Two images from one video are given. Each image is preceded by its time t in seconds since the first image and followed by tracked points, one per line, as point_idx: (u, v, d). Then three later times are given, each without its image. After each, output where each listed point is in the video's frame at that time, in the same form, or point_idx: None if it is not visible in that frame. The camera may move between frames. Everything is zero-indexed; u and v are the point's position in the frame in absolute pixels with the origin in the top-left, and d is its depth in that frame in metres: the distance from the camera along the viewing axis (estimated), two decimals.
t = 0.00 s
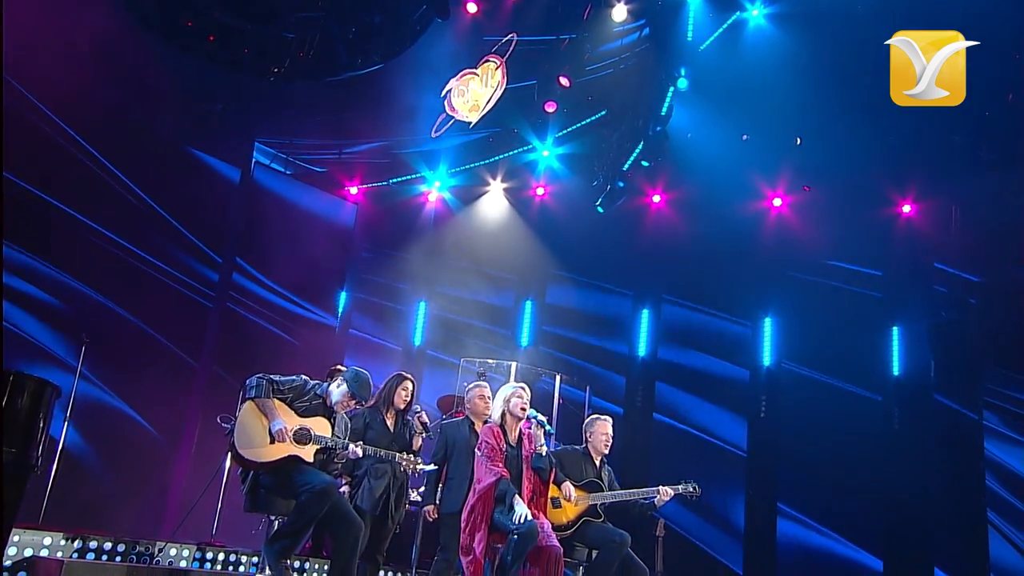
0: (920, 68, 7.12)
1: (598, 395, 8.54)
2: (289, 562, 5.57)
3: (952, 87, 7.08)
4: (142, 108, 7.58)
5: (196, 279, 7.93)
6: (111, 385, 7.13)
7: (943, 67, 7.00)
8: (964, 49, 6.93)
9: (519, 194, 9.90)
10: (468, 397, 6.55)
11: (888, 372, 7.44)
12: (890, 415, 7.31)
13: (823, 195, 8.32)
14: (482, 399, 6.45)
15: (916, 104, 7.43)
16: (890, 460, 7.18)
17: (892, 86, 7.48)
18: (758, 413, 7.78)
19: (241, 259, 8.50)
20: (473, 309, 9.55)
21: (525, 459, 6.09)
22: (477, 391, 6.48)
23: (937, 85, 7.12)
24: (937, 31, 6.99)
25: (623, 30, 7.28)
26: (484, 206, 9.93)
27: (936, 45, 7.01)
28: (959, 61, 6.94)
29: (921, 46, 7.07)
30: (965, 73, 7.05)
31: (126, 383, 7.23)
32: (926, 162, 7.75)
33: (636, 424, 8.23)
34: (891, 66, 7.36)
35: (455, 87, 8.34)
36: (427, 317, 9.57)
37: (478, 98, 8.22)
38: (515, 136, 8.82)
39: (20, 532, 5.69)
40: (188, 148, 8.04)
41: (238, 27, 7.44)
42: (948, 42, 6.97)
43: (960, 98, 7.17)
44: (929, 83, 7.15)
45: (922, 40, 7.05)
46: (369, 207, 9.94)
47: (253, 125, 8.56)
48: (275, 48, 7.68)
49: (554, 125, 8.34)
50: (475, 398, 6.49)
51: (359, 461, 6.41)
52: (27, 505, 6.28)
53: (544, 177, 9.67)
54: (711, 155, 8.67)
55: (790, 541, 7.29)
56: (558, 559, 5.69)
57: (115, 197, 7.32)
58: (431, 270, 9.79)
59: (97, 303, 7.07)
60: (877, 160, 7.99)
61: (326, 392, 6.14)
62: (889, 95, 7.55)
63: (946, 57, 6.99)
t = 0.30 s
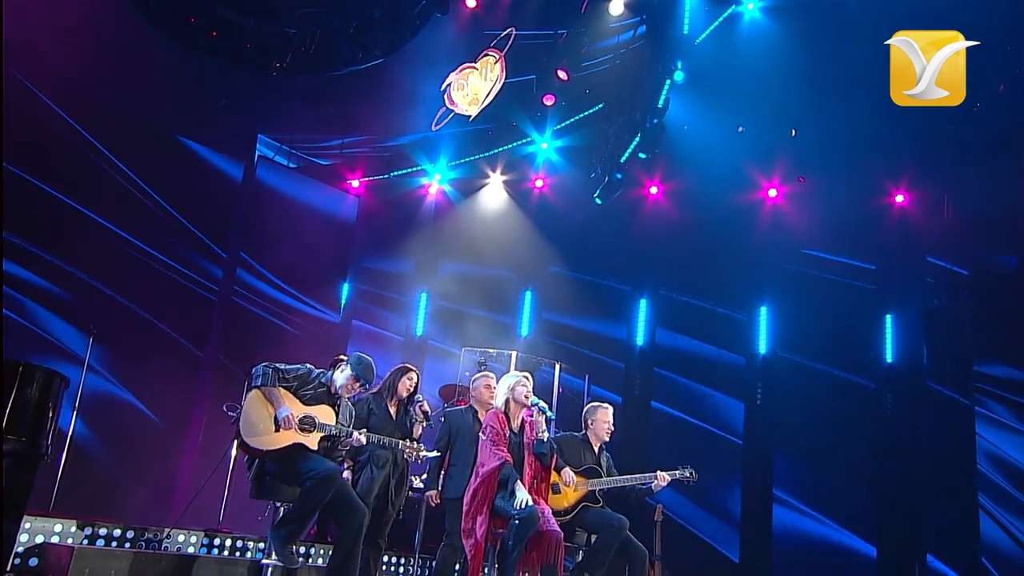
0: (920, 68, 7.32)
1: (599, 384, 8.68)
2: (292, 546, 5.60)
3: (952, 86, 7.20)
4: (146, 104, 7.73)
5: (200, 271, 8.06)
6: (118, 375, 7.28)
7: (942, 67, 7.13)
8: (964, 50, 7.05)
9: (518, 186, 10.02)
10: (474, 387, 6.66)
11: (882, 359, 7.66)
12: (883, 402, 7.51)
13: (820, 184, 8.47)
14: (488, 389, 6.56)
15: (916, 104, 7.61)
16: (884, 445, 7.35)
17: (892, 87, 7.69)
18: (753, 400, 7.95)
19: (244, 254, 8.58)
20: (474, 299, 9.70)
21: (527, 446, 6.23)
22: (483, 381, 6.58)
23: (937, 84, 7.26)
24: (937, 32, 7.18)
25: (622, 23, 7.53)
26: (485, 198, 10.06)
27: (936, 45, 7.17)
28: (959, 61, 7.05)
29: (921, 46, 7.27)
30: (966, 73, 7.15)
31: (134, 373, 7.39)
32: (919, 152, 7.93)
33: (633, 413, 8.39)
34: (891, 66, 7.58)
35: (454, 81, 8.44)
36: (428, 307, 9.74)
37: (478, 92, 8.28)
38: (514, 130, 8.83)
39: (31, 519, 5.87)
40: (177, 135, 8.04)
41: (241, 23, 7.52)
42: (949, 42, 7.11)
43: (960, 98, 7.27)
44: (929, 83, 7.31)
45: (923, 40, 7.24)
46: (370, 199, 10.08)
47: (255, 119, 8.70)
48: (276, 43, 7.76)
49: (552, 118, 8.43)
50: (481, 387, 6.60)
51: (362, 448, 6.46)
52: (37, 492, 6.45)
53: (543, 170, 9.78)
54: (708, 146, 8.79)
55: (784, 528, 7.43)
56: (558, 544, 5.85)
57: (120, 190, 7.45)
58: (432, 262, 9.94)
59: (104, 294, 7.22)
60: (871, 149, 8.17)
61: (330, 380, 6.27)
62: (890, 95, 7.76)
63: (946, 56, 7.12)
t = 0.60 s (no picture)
0: (919, 68, 7.47)
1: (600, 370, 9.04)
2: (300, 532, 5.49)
3: (952, 87, 7.34)
4: (153, 98, 7.84)
5: (207, 264, 8.19)
6: (128, 365, 7.43)
7: (943, 67, 7.24)
8: (964, 49, 7.15)
9: (519, 176, 10.19)
10: (478, 371, 6.61)
11: (877, 345, 8.05)
12: (880, 387, 7.90)
13: (817, 173, 8.71)
14: (492, 375, 6.51)
15: (916, 104, 7.78)
16: (880, 428, 7.75)
17: (892, 86, 7.86)
18: (752, 385, 8.32)
19: (251, 246, 8.73)
20: (477, 287, 9.91)
21: (531, 432, 6.29)
22: (487, 367, 6.51)
23: (937, 85, 7.41)
24: (937, 32, 7.27)
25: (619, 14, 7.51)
26: (487, 187, 10.22)
27: (936, 45, 7.27)
28: (959, 61, 7.16)
29: (921, 46, 7.38)
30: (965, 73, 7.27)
31: (143, 360, 7.55)
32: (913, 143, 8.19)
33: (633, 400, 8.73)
34: (891, 66, 7.74)
35: (455, 72, 8.49)
36: (431, 297, 9.85)
37: (479, 83, 8.34)
38: (514, 120, 8.82)
39: (44, 505, 6.23)
40: (175, 126, 8.05)
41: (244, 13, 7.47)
42: (948, 42, 7.20)
43: (960, 98, 7.43)
44: (929, 83, 7.46)
45: (923, 40, 7.35)
46: (374, 190, 10.18)
47: (259, 110, 8.81)
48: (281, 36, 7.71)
49: (553, 108, 8.50)
50: (484, 372, 6.56)
51: (365, 435, 6.28)
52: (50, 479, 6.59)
53: (544, 160, 9.98)
54: (705, 135, 8.95)
55: (781, 512, 7.79)
56: (561, 527, 5.92)
57: (128, 184, 7.57)
58: (435, 252, 10.02)
59: (113, 286, 7.35)
60: (868, 137, 8.35)
61: (336, 369, 6.10)
62: (890, 95, 7.94)
63: (946, 57, 7.22)
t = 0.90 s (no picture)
0: (920, 68, 7.64)
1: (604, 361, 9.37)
2: (308, 519, 5.30)
3: (952, 87, 7.56)
4: (160, 95, 7.98)
5: (214, 259, 8.31)
6: (138, 358, 7.57)
7: (943, 67, 7.46)
8: (964, 49, 7.33)
9: (521, 170, 10.37)
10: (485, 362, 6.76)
11: (875, 334, 8.30)
12: (877, 376, 8.15)
13: (814, 166, 9.01)
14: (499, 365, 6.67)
15: (916, 104, 7.96)
16: (875, 414, 8.02)
17: (892, 86, 8.02)
18: (751, 374, 8.61)
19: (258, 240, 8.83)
20: (482, 279, 10.15)
21: (535, 422, 6.27)
22: (494, 357, 6.68)
23: (937, 85, 7.62)
24: (937, 31, 7.44)
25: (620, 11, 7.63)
26: (490, 181, 10.38)
27: (936, 45, 7.47)
28: (959, 61, 7.35)
29: (921, 46, 7.57)
30: (966, 73, 7.44)
31: (154, 350, 7.72)
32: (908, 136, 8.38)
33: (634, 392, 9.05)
34: (891, 66, 7.93)
35: (457, 67, 8.66)
36: (434, 289, 10.01)
37: (480, 78, 8.48)
38: (515, 114, 9.06)
39: (57, 493, 6.38)
40: (164, 114, 8.00)
41: (249, 12, 7.63)
42: (948, 42, 7.40)
43: (960, 99, 7.62)
44: (929, 83, 7.68)
45: (922, 41, 7.53)
46: (377, 183, 10.21)
47: (266, 106, 8.96)
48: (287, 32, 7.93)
49: (554, 103, 8.64)
50: (491, 363, 6.71)
51: (373, 425, 6.26)
52: (62, 469, 6.74)
53: (546, 154, 10.19)
54: (704, 128, 9.17)
55: (781, 502, 8.03)
56: (564, 514, 5.88)
57: (134, 178, 7.68)
58: (438, 245, 10.18)
59: (121, 280, 7.49)
60: (863, 129, 8.54)
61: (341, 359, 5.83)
62: (890, 94, 8.08)
63: (946, 56, 7.42)
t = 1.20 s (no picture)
0: (921, 67, 7.84)
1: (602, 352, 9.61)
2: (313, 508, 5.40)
3: (952, 87, 7.78)
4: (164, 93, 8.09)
5: (218, 256, 8.42)
6: (145, 350, 7.70)
7: (943, 67, 7.59)
8: (964, 50, 7.41)
9: (521, 163, 10.56)
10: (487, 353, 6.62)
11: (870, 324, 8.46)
12: (872, 366, 8.29)
13: (807, 159, 9.07)
14: (499, 356, 6.55)
15: (917, 103, 8.20)
16: (870, 401, 8.18)
17: (891, 84, 8.26)
18: (747, 363, 8.76)
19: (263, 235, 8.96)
20: (483, 271, 10.32)
21: (534, 412, 6.17)
22: (493, 349, 6.56)
23: (937, 85, 7.84)
24: (937, 32, 7.50)
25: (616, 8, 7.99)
26: (490, 174, 10.57)
27: (936, 45, 7.57)
28: (959, 61, 7.46)
29: (921, 46, 7.71)
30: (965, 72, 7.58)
31: (160, 342, 7.85)
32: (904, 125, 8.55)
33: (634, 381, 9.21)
34: (892, 66, 8.13)
35: (458, 62, 8.78)
36: (436, 281, 10.23)
37: (481, 73, 8.58)
38: (516, 108, 9.08)
39: (66, 483, 6.61)
40: (155, 104, 7.98)
41: (253, 9, 8.11)
42: (948, 43, 7.46)
43: (960, 98, 7.91)
44: (930, 83, 7.91)
45: (923, 41, 7.65)
46: (379, 178, 10.36)
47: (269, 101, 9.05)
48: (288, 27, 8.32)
49: (553, 97, 8.59)
50: (493, 355, 6.57)
51: (375, 415, 6.22)
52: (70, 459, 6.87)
53: (545, 147, 10.35)
54: (704, 121, 9.18)
55: (777, 493, 8.21)
56: (564, 502, 5.76)
57: (139, 174, 7.79)
58: (440, 238, 10.38)
59: (126, 274, 7.60)
60: (857, 121, 8.68)
61: (343, 350, 5.83)
62: (890, 95, 8.34)
63: (946, 56, 7.53)
